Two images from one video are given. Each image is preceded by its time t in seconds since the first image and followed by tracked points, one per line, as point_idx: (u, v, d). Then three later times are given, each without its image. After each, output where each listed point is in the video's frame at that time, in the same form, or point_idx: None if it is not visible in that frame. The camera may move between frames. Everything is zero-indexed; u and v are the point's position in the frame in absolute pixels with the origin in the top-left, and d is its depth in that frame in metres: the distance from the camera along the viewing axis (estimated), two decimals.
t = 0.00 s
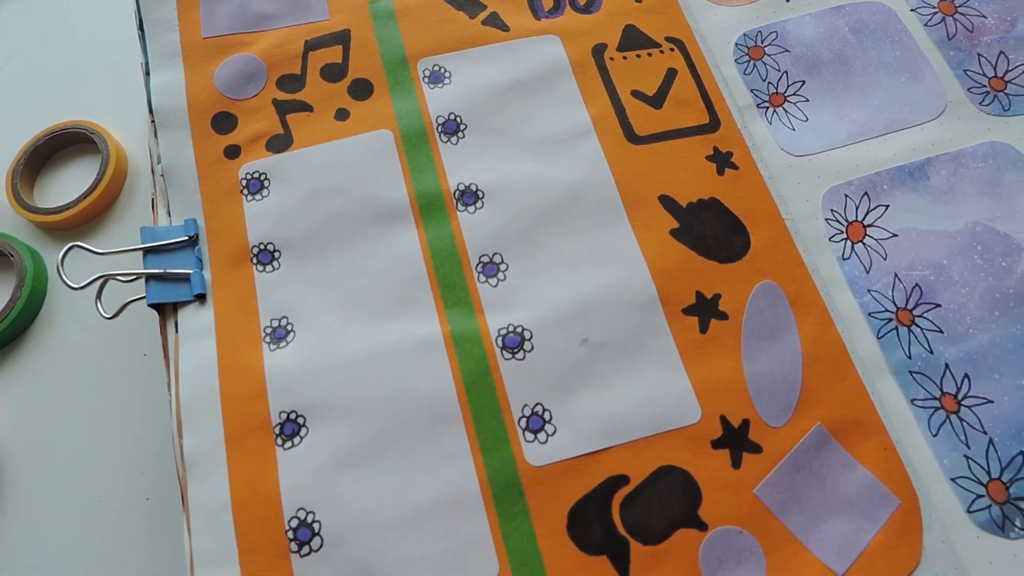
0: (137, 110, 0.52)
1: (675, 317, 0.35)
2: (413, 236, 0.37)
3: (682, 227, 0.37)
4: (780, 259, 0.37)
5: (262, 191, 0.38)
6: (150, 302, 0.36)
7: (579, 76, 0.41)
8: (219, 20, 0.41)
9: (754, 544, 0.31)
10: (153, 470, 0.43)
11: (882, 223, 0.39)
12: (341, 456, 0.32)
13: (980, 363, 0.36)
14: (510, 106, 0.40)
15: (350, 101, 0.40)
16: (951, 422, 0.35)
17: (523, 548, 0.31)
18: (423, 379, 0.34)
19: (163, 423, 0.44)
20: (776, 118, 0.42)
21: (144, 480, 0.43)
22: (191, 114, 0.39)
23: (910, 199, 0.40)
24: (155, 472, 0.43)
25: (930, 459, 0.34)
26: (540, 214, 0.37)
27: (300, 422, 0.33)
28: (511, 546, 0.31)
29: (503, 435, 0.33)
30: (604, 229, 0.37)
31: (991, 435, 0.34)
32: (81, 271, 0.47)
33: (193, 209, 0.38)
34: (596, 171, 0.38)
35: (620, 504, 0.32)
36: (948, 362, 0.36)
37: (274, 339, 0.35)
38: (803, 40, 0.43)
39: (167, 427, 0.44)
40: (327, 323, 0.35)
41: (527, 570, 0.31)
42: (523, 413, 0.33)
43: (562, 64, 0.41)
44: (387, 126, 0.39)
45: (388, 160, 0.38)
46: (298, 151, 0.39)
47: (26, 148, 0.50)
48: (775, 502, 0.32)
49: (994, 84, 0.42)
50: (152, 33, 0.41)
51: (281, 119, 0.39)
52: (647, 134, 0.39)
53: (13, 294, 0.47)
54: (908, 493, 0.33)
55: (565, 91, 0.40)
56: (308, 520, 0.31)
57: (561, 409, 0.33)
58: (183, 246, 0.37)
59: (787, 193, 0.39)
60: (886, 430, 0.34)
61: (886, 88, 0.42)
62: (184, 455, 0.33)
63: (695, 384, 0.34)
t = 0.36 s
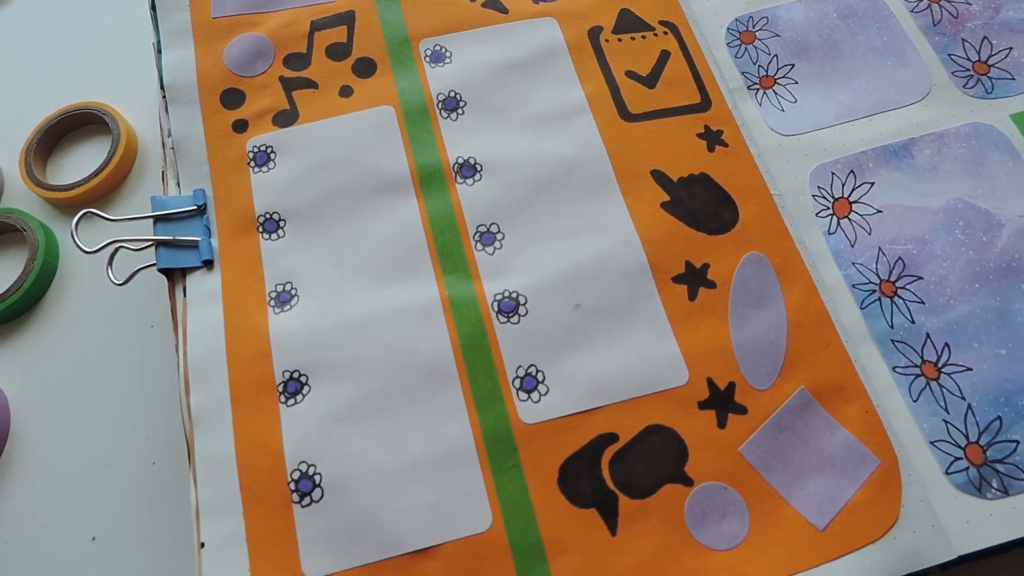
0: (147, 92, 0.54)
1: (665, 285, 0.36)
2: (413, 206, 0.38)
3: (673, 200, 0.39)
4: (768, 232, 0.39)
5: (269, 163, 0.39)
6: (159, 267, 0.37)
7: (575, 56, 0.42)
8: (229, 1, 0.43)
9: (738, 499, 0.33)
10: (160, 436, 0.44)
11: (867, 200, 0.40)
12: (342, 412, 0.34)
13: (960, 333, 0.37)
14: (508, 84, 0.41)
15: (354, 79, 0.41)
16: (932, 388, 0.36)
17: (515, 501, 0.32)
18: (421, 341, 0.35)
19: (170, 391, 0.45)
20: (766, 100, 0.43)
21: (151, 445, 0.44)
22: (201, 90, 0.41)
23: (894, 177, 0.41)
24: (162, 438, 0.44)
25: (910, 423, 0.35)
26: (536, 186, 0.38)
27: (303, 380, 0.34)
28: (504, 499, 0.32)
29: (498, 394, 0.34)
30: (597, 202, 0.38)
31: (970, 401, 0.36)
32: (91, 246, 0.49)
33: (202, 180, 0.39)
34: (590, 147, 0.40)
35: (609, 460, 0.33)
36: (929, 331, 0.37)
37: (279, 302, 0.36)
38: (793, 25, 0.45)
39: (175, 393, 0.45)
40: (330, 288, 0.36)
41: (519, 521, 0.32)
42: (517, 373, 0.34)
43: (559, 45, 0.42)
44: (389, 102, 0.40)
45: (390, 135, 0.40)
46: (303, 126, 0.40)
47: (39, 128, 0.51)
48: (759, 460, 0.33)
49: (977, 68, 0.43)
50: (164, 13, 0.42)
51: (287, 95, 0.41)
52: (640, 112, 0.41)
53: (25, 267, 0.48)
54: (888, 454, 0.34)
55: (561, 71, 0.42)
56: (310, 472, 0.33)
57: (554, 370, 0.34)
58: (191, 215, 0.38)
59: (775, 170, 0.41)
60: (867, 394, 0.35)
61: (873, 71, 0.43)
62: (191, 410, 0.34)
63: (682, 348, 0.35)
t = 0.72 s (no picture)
0: (152, 82, 0.55)
1: (655, 261, 0.37)
2: (411, 185, 0.39)
3: (663, 179, 0.40)
4: (756, 210, 0.40)
5: (270, 144, 0.40)
6: (164, 244, 0.38)
7: (569, 41, 0.43)
8: None
9: (726, 465, 0.33)
10: (163, 413, 0.45)
11: (853, 180, 0.41)
12: (341, 381, 0.35)
13: (944, 308, 0.38)
14: (503, 68, 0.42)
15: (353, 63, 0.42)
16: (916, 361, 0.37)
17: (509, 466, 0.33)
18: (418, 313, 0.36)
19: (173, 369, 0.46)
20: (756, 84, 0.44)
21: (154, 422, 0.45)
22: (204, 74, 0.42)
23: (881, 158, 0.42)
24: (166, 415, 0.45)
25: (895, 395, 0.36)
26: (530, 166, 0.39)
27: (303, 351, 0.35)
28: (497, 464, 0.33)
29: (492, 364, 0.35)
30: (590, 181, 0.39)
31: (953, 373, 0.36)
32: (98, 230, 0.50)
33: (205, 161, 0.40)
34: (583, 128, 0.41)
35: (601, 428, 0.34)
36: (914, 306, 0.38)
37: (280, 277, 0.37)
38: (782, 13, 0.46)
39: (178, 372, 0.46)
40: (329, 263, 0.37)
41: (512, 486, 0.33)
42: (511, 344, 0.35)
43: (553, 30, 0.43)
44: (387, 85, 0.41)
45: (388, 116, 0.41)
46: (304, 108, 0.41)
47: (46, 116, 0.53)
48: (746, 428, 0.34)
49: (962, 53, 0.44)
50: None
51: (288, 79, 0.42)
52: (632, 95, 0.42)
53: (32, 250, 0.49)
54: (872, 423, 0.35)
55: (555, 55, 0.43)
56: (309, 439, 0.34)
57: (547, 341, 0.35)
58: (195, 194, 0.39)
59: (764, 152, 0.42)
60: (852, 366, 0.36)
61: (859, 57, 0.44)
62: (194, 380, 0.35)
63: (672, 320, 0.36)
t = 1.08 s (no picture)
0: (158, 70, 0.56)
1: (647, 239, 0.39)
2: (409, 165, 0.40)
3: (655, 161, 0.41)
4: (745, 192, 0.41)
5: (274, 126, 0.42)
6: (169, 221, 0.39)
7: (565, 29, 0.44)
8: None
9: (713, 435, 0.34)
10: (167, 390, 0.46)
11: (841, 164, 0.42)
12: (340, 353, 0.36)
13: (929, 286, 0.39)
14: (500, 54, 0.43)
15: (354, 49, 0.43)
16: (901, 337, 0.37)
17: (502, 434, 0.34)
18: (416, 288, 0.37)
19: (177, 348, 0.47)
20: (747, 72, 0.45)
21: (158, 398, 0.46)
22: (210, 59, 0.43)
23: (868, 143, 0.43)
24: (169, 392, 0.46)
25: (880, 370, 0.37)
26: (525, 147, 0.41)
27: (303, 324, 0.36)
28: (492, 432, 0.34)
29: (487, 336, 0.36)
30: (583, 162, 0.40)
31: (937, 348, 0.37)
32: (105, 214, 0.51)
33: (210, 142, 0.41)
34: (578, 112, 0.42)
35: (592, 398, 0.35)
36: (899, 285, 0.39)
37: (282, 254, 0.38)
38: (773, 3, 0.47)
39: (182, 350, 0.47)
40: (329, 240, 0.38)
41: (506, 453, 0.34)
42: (505, 318, 0.36)
43: (549, 18, 0.44)
44: (388, 70, 0.43)
45: (388, 99, 0.42)
46: (306, 92, 0.42)
47: (54, 104, 0.54)
48: (734, 399, 0.35)
49: (949, 42, 0.45)
50: None
51: (292, 63, 0.43)
52: (625, 81, 0.43)
53: (41, 232, 0.50)
54: (857, 396, 0.36)
55: (551, 42, 0.44)
56: (309, 408, 0.35)
57: (541, 316, 0.36)
58: (200, 174, 0.40)
59: (755, 137, 0.43)
60: (838, 341, 0.37)
61: (849, 45, 0.45)
62: (198, 351, 0.36)
63: (662, 296, 0.37)
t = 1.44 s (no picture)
0: (163, 65, 0.57)
1: (638, 225, 0.40)
2: (407, 154, 0.41)
3: (647, 150, 0.42)
4: (734, 180, 0.42)
5: (276, 115, 0.43)
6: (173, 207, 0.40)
7: (559, 23, 0.45)
8: None
9: (701, 413, 0.35)
10: (170, 375, 0.47)
11: (829, 153, 0.43)
12: (339, 333, 0.37)
13: (913, 271, 0.40)
14: (497, 47, 0.44)
15: (355, 41, 0.45)
16: (885, 320, 0.38)
17: (496, 411, 0.35)
18: (413, 271, 0.38)
19: (181, 334, 0.49)
20: (737, 65, 0.46)
21: (162, 383, 0.47)
22: (214, 51, 0.44)
23: (855, 133, 0.44)
24: (173, 377, 0.47)
25: (865, 352, 0.38)
26: (520, 137, 0.42)
27: (304, 306, 0.38)
28: (486, 409, 0.35)
29: (482, 318, 0.37)
30: (576, 151, 0.41)
31: (920, 331, 0.38)
32: (111, 205, 0.53)
33: (214, 132, 0.43)
34: (572, 102, 0.43)
35: (583, 377, 0.36)
36: (884, 270, 0.40)
37: (283, 238, 0.39)
38: None
39: (185, 336, 0.48)
40: (329, 225, 0.40)
41: (499, 429, 0.35)
42: (500, 300, 0.37)
43: (545, 12, 0.46)
44: (387, 63, 0.44)
45: (387, 90, 0.43)
46: (308, 83, 0.44)
47: (62, 97, 0.55)
48: (721, 379, 0.36)
49: (934, 36, 0.46)
50: None
51: (294, 56, 0.44)
52: (618, 73, 0.44)
53: (48, 222, 0.51)
54: (842, 375, 0.37)
55: (546, 35, 0.45)
56: (309, 386, 0.36)
57: (534, 298, 0.38)
58: (204, 162, 0.42)
59: (744, 127, 0.44)
60: (823, 323, 0.38)
61: (838, 40, 0.46)
62: (202, 332, 0.37)
63: (652, 280, 0.38)
